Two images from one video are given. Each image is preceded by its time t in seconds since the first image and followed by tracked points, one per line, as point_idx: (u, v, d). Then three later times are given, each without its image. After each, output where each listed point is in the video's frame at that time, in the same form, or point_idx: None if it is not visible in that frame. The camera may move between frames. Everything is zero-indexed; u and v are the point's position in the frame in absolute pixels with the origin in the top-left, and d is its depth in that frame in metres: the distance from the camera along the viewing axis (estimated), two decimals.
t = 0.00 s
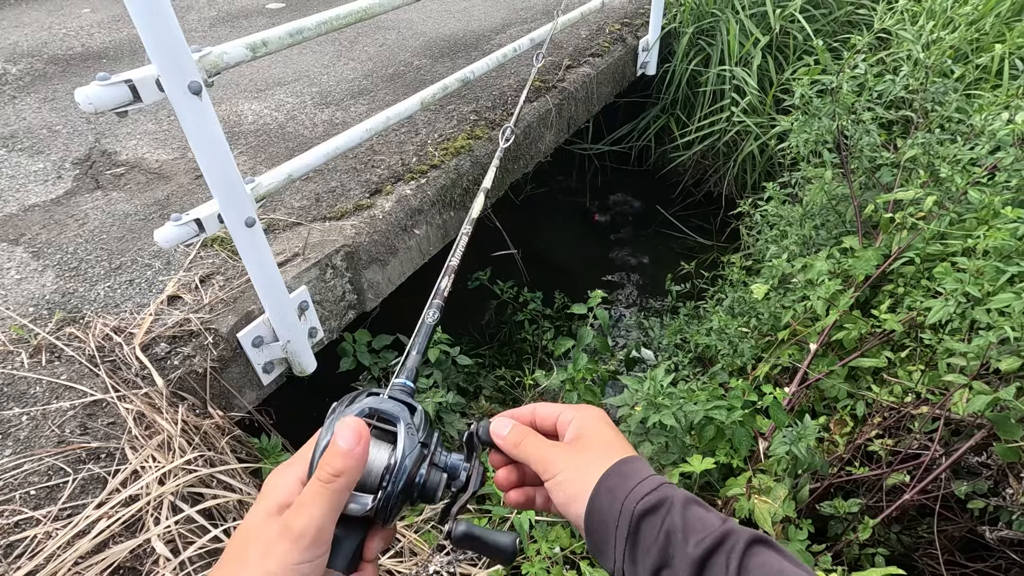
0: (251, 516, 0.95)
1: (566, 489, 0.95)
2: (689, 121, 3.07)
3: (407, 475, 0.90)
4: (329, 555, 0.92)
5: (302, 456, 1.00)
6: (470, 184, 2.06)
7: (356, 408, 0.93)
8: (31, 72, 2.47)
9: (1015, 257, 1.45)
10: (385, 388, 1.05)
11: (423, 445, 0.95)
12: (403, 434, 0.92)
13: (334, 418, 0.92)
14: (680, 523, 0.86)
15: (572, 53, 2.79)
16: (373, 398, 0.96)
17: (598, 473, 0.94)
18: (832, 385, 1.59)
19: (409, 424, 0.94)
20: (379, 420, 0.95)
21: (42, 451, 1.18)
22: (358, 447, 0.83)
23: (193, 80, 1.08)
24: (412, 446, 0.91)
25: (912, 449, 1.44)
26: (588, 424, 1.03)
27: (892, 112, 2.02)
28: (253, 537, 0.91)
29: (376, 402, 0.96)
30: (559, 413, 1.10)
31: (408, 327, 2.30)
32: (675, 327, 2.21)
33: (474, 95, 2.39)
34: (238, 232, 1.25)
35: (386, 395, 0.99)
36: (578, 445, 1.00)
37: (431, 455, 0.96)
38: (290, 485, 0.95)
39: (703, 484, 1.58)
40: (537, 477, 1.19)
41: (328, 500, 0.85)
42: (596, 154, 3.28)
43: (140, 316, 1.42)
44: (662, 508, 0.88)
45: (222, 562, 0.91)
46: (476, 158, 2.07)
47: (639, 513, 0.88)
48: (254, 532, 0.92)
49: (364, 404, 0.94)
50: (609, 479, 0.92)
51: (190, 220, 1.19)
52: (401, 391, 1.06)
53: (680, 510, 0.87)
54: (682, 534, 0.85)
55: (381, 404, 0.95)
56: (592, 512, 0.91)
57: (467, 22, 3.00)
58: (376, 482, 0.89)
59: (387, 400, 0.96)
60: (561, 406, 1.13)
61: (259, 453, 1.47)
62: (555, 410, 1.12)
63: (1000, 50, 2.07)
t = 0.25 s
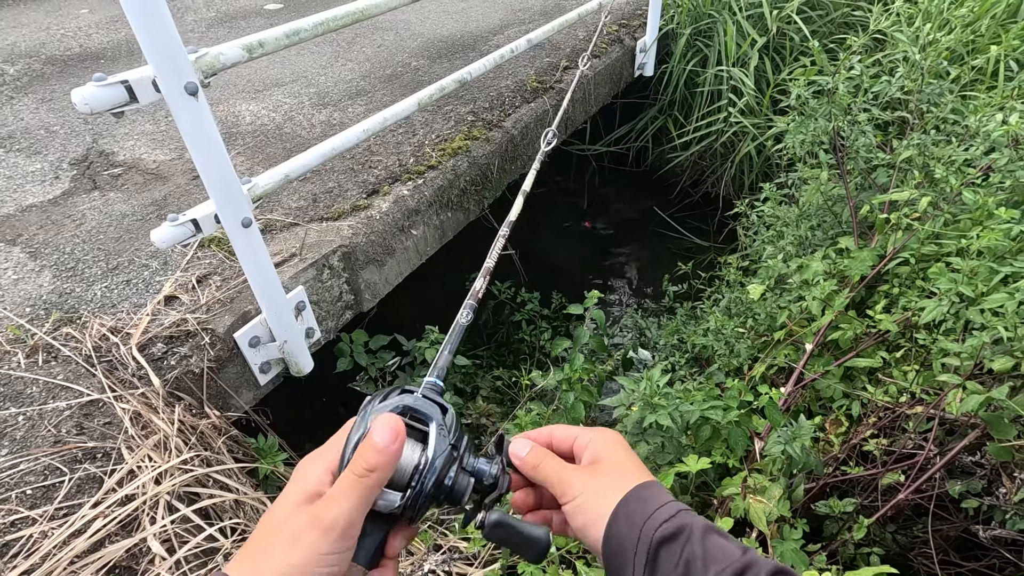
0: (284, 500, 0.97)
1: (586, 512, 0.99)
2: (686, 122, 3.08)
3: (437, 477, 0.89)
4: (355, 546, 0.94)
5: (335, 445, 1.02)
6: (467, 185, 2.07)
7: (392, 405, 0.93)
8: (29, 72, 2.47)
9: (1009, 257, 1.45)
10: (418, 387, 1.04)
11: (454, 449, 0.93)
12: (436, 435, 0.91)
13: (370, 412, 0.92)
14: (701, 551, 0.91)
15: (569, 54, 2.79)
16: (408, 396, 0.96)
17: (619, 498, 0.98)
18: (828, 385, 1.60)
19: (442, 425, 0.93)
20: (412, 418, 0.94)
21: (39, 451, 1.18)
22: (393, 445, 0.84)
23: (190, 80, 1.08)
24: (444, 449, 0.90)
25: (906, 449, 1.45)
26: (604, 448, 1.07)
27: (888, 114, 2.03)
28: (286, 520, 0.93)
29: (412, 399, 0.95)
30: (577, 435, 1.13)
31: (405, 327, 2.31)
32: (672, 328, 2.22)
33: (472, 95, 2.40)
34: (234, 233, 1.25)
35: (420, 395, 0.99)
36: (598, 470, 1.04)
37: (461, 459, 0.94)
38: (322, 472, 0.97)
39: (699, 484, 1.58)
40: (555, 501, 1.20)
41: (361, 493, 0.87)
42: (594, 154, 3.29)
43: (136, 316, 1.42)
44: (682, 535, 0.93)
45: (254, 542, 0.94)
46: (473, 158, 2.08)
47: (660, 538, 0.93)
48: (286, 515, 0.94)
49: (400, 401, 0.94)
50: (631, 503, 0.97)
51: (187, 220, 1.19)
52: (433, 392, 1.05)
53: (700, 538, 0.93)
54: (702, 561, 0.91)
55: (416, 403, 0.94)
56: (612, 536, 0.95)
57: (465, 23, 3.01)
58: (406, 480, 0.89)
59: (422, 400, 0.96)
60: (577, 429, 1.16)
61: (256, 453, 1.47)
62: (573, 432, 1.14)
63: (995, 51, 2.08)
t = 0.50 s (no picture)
0: (364, 505, 0.95)
1: None
2: (683, 122, 3.08)
3: (513, 517, 0.83)
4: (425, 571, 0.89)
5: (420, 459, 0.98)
6: (463, 185, 2.07)
7: (483, 432, 0.87)
8: (24, 73, 2.47)
9: (1003, 258, 1.46)
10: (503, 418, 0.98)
11: (533, 491, 0.86)
12: (519, 475, 0.85)
13: (461, 435, 0.86)
14: None
15: (566, 54, 2.79)
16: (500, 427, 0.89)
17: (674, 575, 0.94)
18: (822, 386, 1.60)
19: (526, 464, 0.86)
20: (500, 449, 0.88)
21: (31, 451, 1.18)
22: (480, 476, 0.78)
23: (182, 80, 1.08)
24: (525, 488, 0.84)
25: (900, 449, 1.45)
26: (657, 531, 1.03)
27: (883, 114, 2.03)
28: (365, 527, 0.91)
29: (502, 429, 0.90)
30: (625, 517, 1.09)
31: (401, 328, 2.30)
32: (668, 328, 2.22)
33: (468, 96, 2.40)
34: (228, 233, 1.25)
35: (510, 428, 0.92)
36: (650, 551, 1.00)
37: (539, 502, 0.87)
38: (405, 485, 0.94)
39: (694, 485, 1.58)
40: None
41: (441, 517, 0.82)
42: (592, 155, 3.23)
43: (130, 316, 1.42)
44: None
45: (332, 542, 0.92)
46: (469, 159, 2.08)
47: None
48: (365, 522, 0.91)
49: (492, 430, 0.87)
50: None
51: (180, 220, 1.19)
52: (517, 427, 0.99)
53: None
54: None
55: (508, 437, 0.87)
56: None
57: (462, 24, 3.01)
58: (482, 513, 0.83)
59: (514, 434, 0.89)
60: (627, 511, 1.12)
61: (251, 453, 1.46)
62: (622, 514, 1.11)
63: (990, 52, 2.08)
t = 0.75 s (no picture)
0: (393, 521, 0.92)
1: None
2: (681, 123, 3.08)
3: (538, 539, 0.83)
4: None
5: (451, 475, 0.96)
6: (460, 186, 2.06)
7: (513, 454, 0.87)
8: (20, 73, 2.47)
9: (998, 258, 1.46)
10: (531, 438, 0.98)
11: (560, 515, 0.86)
12: (548, 497, 0.85)
13: (491, 456, 0.86)
14: None
15: (563, 55, 2.79)
16: (529, 449, 0.89)
17: None
18: (819, 386, 1.61)
19: (556, 488, 0.87)
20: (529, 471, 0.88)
21: (24, 453, 1.18)
22: (513, 496, 0.78)
23: (176, 81, 1.08)
24: (552, 511, 0.84)
25: (896, 450, 1.45)
26: None
27: (880, 115, 2.03)
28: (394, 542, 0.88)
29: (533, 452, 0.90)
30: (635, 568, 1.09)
31: (397, 329, 2.30)
32: (665, 329, 2.22)
33: (465, 96, 2.40)
34: (223, 233, 1.24)
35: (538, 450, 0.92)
36: None
37: (565, 526, 0.88)
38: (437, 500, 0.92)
39: (690, 486, 1.58)
40: None
41: (471, 536, 0.80)
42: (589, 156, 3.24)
43: (125, 317, 1.42)
44: None
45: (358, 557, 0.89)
46: (466, 159, 2.08)
47: None
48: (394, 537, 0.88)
49: (521, 451, 0.88)
50: None
51: (174, 220, 1.19)
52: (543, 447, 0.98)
53: None
54: None
55: (537, 459, 0.88)
56: None
57: (459, 25, 3.01)
58: (512, 534, 0.84)
59: (541, 457, 0.89)
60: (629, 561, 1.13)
61: (245, 454, 1.46)
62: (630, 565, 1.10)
63: (985, 53, 2.09)
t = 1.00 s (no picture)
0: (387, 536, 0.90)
1: None
2: (678, 123, 3.08)
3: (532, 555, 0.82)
4: None
5: (445, 490, 0.96)
6: (457, 187, 2.06)
7: (506, 469, 0.87)
8: (15, 73, 2.46)
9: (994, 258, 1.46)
10: (525, 452, 0.99)
11: (552, 529, 0.86)
12: (541, 512, 0.85)
13: (485, 472, 0.87)
14: None
15: (560, 56, 2.79)
16: (523, 465, 0.90)
17: None
18: (815, 387, 1.61)
19: (549, 503, 0.87)
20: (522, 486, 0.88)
21: (18, 455, 1.17)
22: (510, 510, 0.77)
23: (171, 81, 1.07)
24: (545, 525, 0.84)
25: (892, 450, 1.45)
26: None
27: (876, 116, 2.04)
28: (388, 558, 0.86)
29: (526, 467, 0.90)
30: None
31: (395, 330, 2.31)
32: (662, 329, 2.22)
33: (462, 97, 2.40)
34: (218, 235, 1.24)
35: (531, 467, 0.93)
36: None
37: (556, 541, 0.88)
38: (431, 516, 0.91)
39: (688, 487, 1.58)
40: None
41: (467, 552, 0.79)
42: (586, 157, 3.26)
43: (120, 319, 1.41)
44: None
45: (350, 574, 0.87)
46: (463, 160, 2.08)
47: None
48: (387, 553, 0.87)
49: (515, 467, 0.89)
50: None
51: (169, 222, 1.18)
52: (539, 464, 0.98)
53: None
54: None
55: (530, 475, 0.88)
56: None
57: (456, 25, 3.01)
58: (505, 548, 0.82)
59: (535, 473, 0.90)
60: None
61: (242, 456, 1.46)
62: None
63: (981, 54, 2.09)
